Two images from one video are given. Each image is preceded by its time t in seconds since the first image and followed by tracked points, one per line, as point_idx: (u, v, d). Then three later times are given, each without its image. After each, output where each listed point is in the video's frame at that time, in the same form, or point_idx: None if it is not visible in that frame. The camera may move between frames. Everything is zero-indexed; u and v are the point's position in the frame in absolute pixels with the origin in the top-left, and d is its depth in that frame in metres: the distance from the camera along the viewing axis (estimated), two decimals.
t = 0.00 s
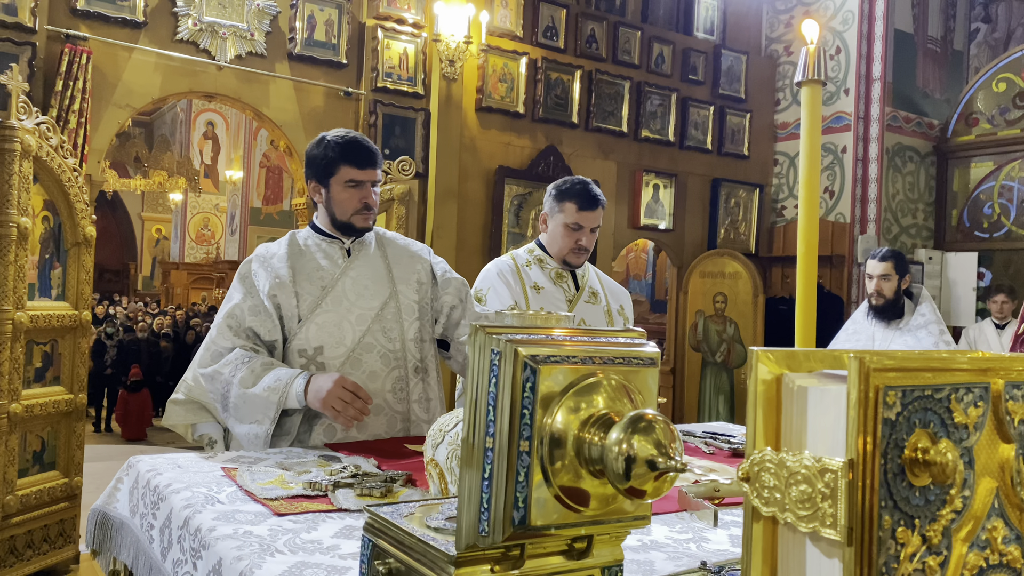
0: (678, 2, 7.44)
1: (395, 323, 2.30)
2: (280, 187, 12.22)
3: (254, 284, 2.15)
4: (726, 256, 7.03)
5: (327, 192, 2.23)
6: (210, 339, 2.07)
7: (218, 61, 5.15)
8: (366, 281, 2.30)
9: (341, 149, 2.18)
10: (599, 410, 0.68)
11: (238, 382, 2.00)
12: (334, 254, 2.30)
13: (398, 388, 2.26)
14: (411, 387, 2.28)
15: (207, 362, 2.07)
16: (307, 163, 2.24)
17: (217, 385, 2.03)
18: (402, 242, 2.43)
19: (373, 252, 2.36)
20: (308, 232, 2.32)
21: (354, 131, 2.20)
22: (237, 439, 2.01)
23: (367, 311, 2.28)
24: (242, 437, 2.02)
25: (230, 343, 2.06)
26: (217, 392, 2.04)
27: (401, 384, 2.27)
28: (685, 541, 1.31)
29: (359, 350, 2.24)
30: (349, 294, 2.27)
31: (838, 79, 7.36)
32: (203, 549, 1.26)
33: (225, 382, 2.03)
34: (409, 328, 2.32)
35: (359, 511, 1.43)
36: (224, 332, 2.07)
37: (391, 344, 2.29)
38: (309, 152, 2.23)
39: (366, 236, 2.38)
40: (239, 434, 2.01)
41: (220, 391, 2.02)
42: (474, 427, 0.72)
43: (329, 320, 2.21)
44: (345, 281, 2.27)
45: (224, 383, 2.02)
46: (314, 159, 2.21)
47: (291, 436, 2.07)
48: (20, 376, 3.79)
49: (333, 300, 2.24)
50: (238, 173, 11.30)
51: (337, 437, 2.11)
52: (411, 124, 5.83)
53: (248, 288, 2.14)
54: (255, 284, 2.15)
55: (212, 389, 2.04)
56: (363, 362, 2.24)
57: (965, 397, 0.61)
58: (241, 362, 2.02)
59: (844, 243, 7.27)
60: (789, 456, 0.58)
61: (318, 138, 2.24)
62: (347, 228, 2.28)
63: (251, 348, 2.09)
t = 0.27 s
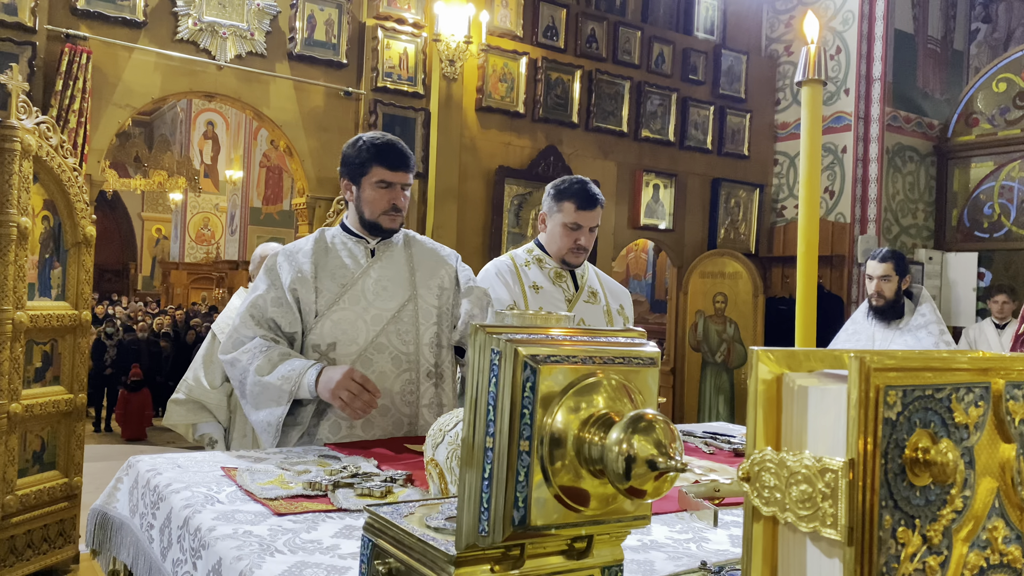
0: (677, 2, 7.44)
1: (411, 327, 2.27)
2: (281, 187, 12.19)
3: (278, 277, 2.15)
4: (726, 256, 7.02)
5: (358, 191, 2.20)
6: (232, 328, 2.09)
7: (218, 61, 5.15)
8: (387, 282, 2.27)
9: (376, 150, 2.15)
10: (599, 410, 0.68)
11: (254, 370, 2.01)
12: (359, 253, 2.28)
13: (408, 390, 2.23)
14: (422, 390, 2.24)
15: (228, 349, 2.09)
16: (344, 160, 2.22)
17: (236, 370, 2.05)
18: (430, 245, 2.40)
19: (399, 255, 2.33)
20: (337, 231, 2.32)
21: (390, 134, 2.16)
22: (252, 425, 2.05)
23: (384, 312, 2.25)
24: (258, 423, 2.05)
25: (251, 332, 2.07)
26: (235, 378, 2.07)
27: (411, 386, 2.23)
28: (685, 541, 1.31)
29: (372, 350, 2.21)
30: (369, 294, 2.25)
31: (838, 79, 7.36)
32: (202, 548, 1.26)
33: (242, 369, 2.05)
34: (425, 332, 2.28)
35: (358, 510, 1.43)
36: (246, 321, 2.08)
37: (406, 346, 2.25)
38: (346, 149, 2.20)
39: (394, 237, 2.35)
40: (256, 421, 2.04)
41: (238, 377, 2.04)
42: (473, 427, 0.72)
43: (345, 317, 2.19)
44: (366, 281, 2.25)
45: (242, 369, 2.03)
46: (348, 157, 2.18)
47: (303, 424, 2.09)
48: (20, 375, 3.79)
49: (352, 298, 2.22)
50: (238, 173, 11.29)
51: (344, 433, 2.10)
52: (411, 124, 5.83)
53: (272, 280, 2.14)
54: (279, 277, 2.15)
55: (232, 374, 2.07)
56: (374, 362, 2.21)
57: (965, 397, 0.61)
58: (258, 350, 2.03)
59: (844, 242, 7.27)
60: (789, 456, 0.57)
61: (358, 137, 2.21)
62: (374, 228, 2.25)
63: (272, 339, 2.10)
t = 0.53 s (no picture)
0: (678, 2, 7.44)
1: (427, 331, 2.23)
2: (281, 187, 12.19)
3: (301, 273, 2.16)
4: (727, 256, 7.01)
5: (387, 192, 2.16)
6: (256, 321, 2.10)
7: (218, 61, 5.15)
8: (406, 284, 2.23)
9: (406, 154, 2.10)
10: (599, 410, 0.68)
11: (273, 363, 2.02)
12: (382, 254, 2.25)
13: (417, 394, 2.20)
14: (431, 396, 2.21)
15: (251, 341, 2.10)
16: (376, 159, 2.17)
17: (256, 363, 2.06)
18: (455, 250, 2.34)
19: (422, 258, 2.28)
20: (362, 231, 2.28)
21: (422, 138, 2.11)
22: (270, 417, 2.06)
23: (399, 315, 2.21)
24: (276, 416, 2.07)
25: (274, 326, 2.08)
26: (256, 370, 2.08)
27: (419, 390, 2.20)
28: (685, 541, 1.31)
29: (385, 354, 2.18)
30: (387, 296, 2.21)
31: (838, 79, 7.36)
32: (202, 548, 1.26)
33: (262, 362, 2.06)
34: (440, 338, 2.24)
35: (359, 510, 1.43)
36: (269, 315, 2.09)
37: (419, 351, 2.22)
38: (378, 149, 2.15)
39: (420, 239, 2.30)
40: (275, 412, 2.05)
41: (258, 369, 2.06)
42: (474, 427, 0.72)
43: (360, 318, 2.16)
44: (384, 282, 2.21)
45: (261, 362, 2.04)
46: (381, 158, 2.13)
47: (318, 418, 2.10)
48: (20, 375, 3.79)
49: (369, 299, 2.19)
50: (239, 173, 11.29)
51: (350, 433, 2.11)
52: (412, 124, 5.83)
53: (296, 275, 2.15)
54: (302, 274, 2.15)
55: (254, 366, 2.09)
56: (386, 366, 2.18)
57: (966, 397, 0.61)
58: (278, 344, 2.04)
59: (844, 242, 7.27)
60: (789, 456, 0.58)
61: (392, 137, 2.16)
62: (400, 230, 2.21)
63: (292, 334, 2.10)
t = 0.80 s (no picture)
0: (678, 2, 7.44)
1: (434, 331, 2.23)
2: (281, 186, 12.19)
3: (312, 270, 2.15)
4: (727, 257, 7.01)
5: (394, 192, 2.17)
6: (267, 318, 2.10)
7: (218, 61, 5.15)
8: (413, 285, 2.23)
9: (413, 152, 2.11)
10: (600, 410, 0.68)
11: (288, 358, 2.04)
12: (389, 254, 2.24)
13: (424, 394, 2.19)
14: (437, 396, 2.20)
15: (263, 337, 2.11)
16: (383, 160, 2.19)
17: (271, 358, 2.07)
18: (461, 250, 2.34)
19: (428, 258, 2.28)
20: (369, 231, 2.27)
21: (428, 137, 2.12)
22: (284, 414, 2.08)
23: (407, 314, 2.20)
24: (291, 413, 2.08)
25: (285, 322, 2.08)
26: (269, 367, 2.09)
27: (426, 390, 2.19)
28: (685, 541, 1.31)
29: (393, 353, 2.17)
30: (394, 296, 2.20)
31: (838, 79, 7.36)
32: (202, 548, 1.26)
33: (276, 358, 2.08)
34: (447, 338, 2.23)
35: (359, 510, 1.43)
36: (281, 312, 2.09)
37: (426, 352, 2.21)
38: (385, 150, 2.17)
39: (426, 240, 2.30)
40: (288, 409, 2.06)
41: (273, 365, 2.07)
42: (474, 426, 0.71)
43: (368, 317, 2.16)
44: (392, 282, 2.21)
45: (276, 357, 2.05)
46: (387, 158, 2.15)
47: (333, 412, 2.12)
48: (20, 375, 3.79)
49: (377, 299, 2.18)
50: (238, 173, 11.30)
51: (358, 432, 2.12)
52: (412, 124, 5.83)
53: (306, 272, 2.15)
54: (311, 272, 2.15)
55: (267, 362, 2.09)
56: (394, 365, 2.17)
57: (967, 397, 0.61)
58: (292, 339, 2.05)
59: (844, 242, 7.27)
60: (790, 456, 0.57)
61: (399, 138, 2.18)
62: (406, 231, 2.21)
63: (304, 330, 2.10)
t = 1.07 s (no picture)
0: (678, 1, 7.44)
1: (433, 327, 2.24)
2: (280, 186, 12.18)
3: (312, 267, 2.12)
4: (727, 256, 7.01)
5: (381, 189, 2.18)
6: (284, 305, 2.05)
7: (217, 60, 5.14)
8: (410, 282, 2.22)
9: (397, 146, 2.14)
10: (601, 409, 0.68)
11: (315, 343, 2.02)
12: (383, 252, 2.23)
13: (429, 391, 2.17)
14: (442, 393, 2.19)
15: (280, 325, 2.05)
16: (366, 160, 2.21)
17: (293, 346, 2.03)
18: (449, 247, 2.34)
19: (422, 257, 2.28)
20: (361, 230, 2.26)
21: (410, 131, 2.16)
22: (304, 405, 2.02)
23: (408, 311, 2.21)
24: (310, 404, 2.03)
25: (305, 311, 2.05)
26: (289, 355, 2.04)
27: (431, 388, 2.17)
28: (685, 540, 1.31)
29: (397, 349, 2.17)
30: (392, 293, 2.20)
31: (838, 79, 7.36)
32: (203, 547, 1.26)
33: (299, 345, 2.04)
34: (446, 333, 2.25)
35: (359, 509, 1.43)
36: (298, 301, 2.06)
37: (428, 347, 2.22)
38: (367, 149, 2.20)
39: (414, 237, 2.31)
40: (309, 398, 2.02)
41: (296, 352, 2.03)
42: (476, 425, 0.71)
43: (369, 316, 2.15)
44: (389, 279, 2.20)
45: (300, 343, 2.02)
46: (370, 156, 2.18)
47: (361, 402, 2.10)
48: (20, 375, 3.79)
49: (377, 296, 2.18)
50: (238, 173, 11.30)
51: (367, 432, 2.10)
52: (411, 123, 5.83)
53: (306, 270, 2.11)
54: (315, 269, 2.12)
55: (287, 350, 2.05)
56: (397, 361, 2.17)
57: (970, 396, 0.61)
58: (318, 325, 2.03)
59: (844, 242, 7.26)
60: (792, 455, 0.57)
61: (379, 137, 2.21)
62: (397, 226, 2.22)
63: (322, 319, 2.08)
